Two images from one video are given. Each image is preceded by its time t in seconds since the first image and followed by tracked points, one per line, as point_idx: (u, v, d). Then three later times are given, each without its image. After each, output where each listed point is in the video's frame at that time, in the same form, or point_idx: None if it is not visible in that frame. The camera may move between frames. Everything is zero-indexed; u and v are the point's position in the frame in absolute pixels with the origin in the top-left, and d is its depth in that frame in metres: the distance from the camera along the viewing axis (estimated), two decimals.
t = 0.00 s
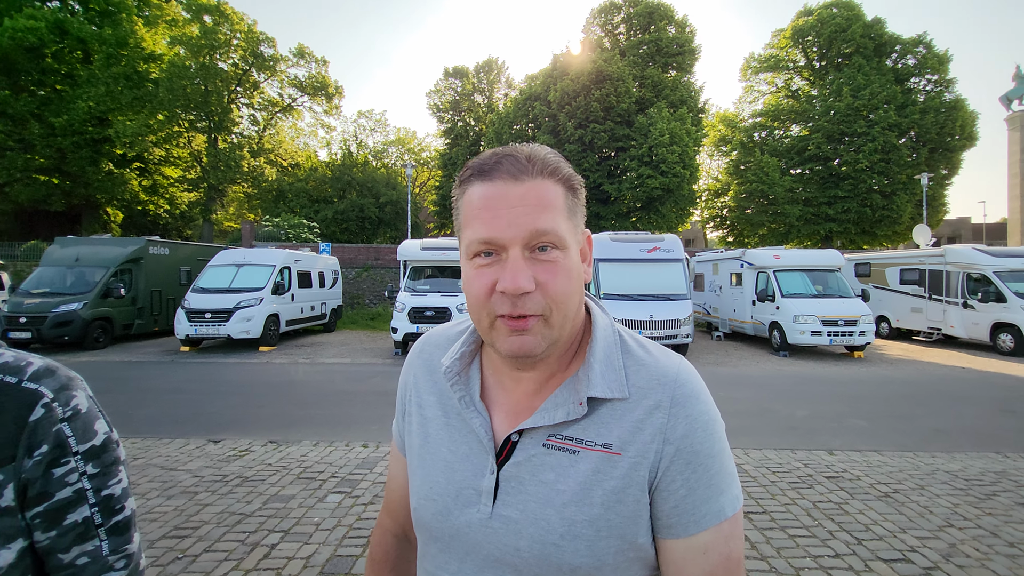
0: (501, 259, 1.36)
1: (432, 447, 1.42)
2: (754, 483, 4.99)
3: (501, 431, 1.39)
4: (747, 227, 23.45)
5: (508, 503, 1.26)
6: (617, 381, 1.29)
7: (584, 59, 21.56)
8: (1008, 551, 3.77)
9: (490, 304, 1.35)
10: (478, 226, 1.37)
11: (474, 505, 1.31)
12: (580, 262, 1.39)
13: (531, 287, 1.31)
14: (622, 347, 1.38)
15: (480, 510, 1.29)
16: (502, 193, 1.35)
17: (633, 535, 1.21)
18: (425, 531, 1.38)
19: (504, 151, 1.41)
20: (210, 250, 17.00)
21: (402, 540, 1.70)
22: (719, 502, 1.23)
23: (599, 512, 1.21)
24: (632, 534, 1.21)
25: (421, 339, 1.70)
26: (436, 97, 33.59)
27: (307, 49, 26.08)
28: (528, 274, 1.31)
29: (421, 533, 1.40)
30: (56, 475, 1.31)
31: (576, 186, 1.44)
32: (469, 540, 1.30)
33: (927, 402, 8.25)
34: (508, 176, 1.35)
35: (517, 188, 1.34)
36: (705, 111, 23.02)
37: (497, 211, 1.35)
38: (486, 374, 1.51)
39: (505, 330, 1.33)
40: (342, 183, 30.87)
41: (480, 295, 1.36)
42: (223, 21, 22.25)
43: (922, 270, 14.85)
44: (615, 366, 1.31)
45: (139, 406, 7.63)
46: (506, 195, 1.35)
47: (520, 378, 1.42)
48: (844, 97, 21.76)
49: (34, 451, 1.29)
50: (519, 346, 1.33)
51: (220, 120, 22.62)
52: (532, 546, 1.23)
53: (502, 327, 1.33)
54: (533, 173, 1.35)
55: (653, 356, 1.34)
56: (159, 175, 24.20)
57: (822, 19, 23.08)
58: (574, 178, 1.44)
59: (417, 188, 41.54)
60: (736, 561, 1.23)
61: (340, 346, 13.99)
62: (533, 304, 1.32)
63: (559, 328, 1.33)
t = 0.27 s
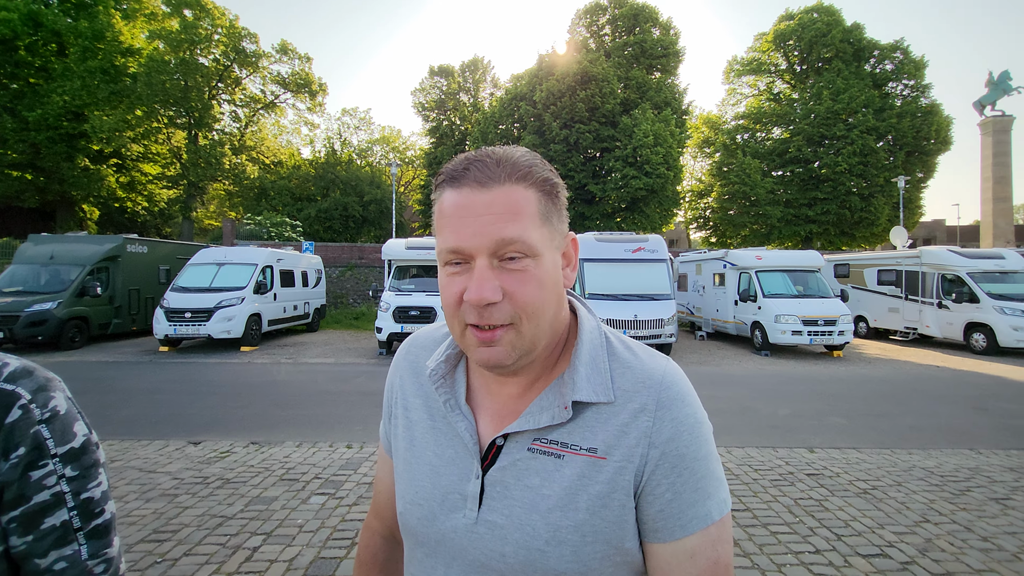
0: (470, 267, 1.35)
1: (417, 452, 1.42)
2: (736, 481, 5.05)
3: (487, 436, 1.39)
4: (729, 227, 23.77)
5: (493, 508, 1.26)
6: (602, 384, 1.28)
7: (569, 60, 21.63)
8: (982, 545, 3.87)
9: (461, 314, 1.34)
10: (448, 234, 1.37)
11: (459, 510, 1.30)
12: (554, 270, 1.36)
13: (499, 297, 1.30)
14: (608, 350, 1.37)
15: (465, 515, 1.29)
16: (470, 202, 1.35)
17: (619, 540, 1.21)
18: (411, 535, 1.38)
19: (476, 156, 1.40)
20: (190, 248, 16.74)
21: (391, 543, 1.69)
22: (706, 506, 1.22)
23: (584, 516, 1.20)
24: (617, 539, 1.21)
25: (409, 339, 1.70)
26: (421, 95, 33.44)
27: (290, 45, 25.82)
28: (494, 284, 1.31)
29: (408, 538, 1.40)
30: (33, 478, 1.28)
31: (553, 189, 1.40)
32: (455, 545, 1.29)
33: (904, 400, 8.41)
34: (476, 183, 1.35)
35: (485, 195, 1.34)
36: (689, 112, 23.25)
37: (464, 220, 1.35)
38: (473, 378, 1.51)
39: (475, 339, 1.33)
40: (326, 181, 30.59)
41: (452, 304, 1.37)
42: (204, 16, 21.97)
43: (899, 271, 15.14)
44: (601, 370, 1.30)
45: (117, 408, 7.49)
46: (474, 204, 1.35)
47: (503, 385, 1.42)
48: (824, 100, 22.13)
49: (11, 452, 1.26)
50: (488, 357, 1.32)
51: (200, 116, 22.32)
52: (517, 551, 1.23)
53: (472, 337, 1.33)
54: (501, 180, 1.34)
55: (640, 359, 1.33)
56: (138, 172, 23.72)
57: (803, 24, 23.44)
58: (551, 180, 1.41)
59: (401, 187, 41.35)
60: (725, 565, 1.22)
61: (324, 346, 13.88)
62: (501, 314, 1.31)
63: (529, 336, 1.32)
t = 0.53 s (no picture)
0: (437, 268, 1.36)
1: (406, 453, 1.41)
2: (722, 480, 5.10)
3: (477, 436, 1.38)
4: (715, 229, 23.99)
5: (485, 509, 1.25)
6: (594, 384, 1.28)
7: (558, 61, 21.70)
8: (961, 541, 3.94)
9: (428, 313, 1.36)
10: (418, 235, 1.39)
11: (450, 512, 1.30)
12: (525, 271, 1.33)
13: (459, 298, 1.30)
14: (600, 350, 1.37)
15: (456, 517, 1.28)
16: (438, 204, 1.36)
17: (612, 540, 1.21)
18: (401, 537, 1.37)
19: (453, 158, 1.41)
20: (172, 247, 16.51)
21: (380, 544, 1.69)
22: (698, 503, 1.23)
23: (577, 516, 1.20)
24: (611, 539, 1.21)
25: (399, 339, 1.69)
26: (409, 94, 33.30)
27: (276, 42, 25.60)
28: (453, 285, 1.30)
29: (398, 540, 1.39)
30: (14, 478, 1.26)
31: (530, 189, 1.36)
32: (446, 548, 1.29)
33: (886, 400, 8.55)
34: (443, 185, 1.36)
35: (451, 196, 1.34)
36: (676, 114, 23.42)
37: (432, 222, 1.36)
38: (462, 377, 1.50)
39: (441, 340, 1.34)
40: (313, 180, 30.28)
41: (422, 304, 1.39)
42: (189, 12, 21.73)
43: (880, 272, 15.38)
44: (592, 369, 1.30)
45: (97, 409, 7.37)
46: (439, 205, 1.36)
47: (491, 385, 1.42)
48: (808, 104, 22.43)
49: None
50: (453, 356, 1.33)
51: (184, 113, 22.04)
52: (510, 553, 1.23)
53: (437, 337, 1.34)
54: (468, 182, 1.34)
55: (631, 359, 1.34)
56: (120, 169, 23.30)
57: (788, 28, 23.72)
58: (529, 181, 1.38)
59: (389, 186, 41.16)
60: (715, 563, 1.24)
61: (310, 346, 13.78)
62: (461, 314, 1.30)
63: (489, 338, 1.31)
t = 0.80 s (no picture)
0: (437, 262, 1.32)
1: (391, 454, 1.36)
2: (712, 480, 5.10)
3: (464, 434, 1.34)
4: (705, 230, 24.10)
5: (473, 510, 1.20)
6: (585, 379, 1.23)
7: (548, 61, 21.72)
8: (947, 539, 3.96)
9: (431, 309, 1.31)
10: (415, 228, 1.34)
11: (437, 515, 1.24)
12: (527, 262, 1.32)
13: (468, 291, 1.26)
14: (591, 345, 1.34)
15: (443, 520, 1.23)
16: (436, 194, 1.31)
17: (604, 540, 1.17)
18: (385, 541, 1.32)
19: (445, 149, 1.37)
20: (157, 246, 16.30)
21: (363, 548, 1.63)
22: (690, 499, 1.19)
23: (568, 516, 1.15)
24: (603, 538, 1.17)
25: (381, 339, 1.65)
26: (400, 93, 33.16)
27: (265, 39, 25.39)
28: (463, 278, 1.27)
29: (381, 545, 1.33)
30: None
31: (526, 179, 1.36)
32: (432, 552, 1.24)
33: (873, 399, 8.60)
34: (442, 175, 1.31)
35: (452, 186, 1.30)
36: (666, 116, 23.50)
37: (432, 214, 1.31)
38: (450, 377, 1.46)
39: (447, 336, 1.29)
40: (302, 179, 29.95)
41: (421, 299, 1.33)
42: (176, 8, 21.51)
43: (867, 273, 15.52)
44: (582, 364, 1.27)
45: (79, 411, 7.24)
46: (439, 197, 1.31)
47: (482, 383, 1.38)
48: (796, 107, 22.61)
49: None
50: (461, 353, 1.29)
51: (171, 110, 21.80)
52: (498, 556, 1.18)
53: (443, 332, 1.29)
54: (467, 171, 1.31)
55: (622, 353, 1.30)
56: (104, 167, 22.93)
57: (776, 32, 23.92)
58: (523, 171, 1.37)
59: (379, 186, 40.97)
60: (707, 559, 1.20)
61: (298, 346, 13.67)
62: (471, 309, 1.27)
63: (501, 332, 1.28)
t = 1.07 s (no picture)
0: (437, 259, 1.29)
1: (386, 453, 1.33)
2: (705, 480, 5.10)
3: (461, 432, 1.31)
4: (697, 232, 24.17)
5: (470, 510, 1.18)
6: (585, 376, 1.21)
7: (542, 62, 21.73)
8: (937, 538, 3.98)
9: (431, 307, 1.28)
10: (412, 224, 1.31)
11: (433, 515, 1.22)
12: (528, 257, 1.30)
13: (470, 287, 1.24)
14: (591, 342, 1.31)
15: (439, 520, 1.20)
16: (434, 189, 1.29)
17: (604, 540, 1.14)
18: (379, 542, 1.29)
19: (441, 143, 1.34)
20: (147, 245, 16.15)
21: (357, 550, 1.61)
22: (693, 498, 1.17)
23: (567, 517, 1.13)
24: (602, 539, 1.14)
25: (376, 337, 1.62)
26: (393, 94, 33.06)
27: (257, 38, 25.25)
28: (463, 275, 1.25)
29: (376, 546, 1.31)
30: None
31: (524, 174, 1.35)
32: (428, 553, 1.21)
33: (864, 400, 8.64)
34: (439, 170, 1.28)
35: (450, 181, 1.27)
36: (658, 118, 23.59)
37: (430, 209, 1.29)
38: (447, 374, 1.43)
39: (448, 333, 1.27)
40: (294, 177, 29.57)
41: (421, 297, 1.31)
42: (166, 6, 21.39)
43: (858, 275, 15.62)
44: (583, 362, 1.24)
45: (66, 411, 7.15)
46: (438, 192, 1.28)
47: (480, 379, 1.35)
48: (788, 110, 22.75)
49: None
50: (462, 351, 1.26)
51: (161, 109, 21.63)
52: (497, 556, 1.15)
53: (443, 331, 1.27)
54: (466, 165, 1.28)
55: (622, 350, 1.28)
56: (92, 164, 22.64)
57: (768, 35, 24.07)
58: (522, 165, 1.36)
59: (372, 186, 40.80)
60: (709, 560, 1.18)
61: (290, 347, 13.58)
62: (473, 306, 1.25)
63: (504, 330, 1.26)
